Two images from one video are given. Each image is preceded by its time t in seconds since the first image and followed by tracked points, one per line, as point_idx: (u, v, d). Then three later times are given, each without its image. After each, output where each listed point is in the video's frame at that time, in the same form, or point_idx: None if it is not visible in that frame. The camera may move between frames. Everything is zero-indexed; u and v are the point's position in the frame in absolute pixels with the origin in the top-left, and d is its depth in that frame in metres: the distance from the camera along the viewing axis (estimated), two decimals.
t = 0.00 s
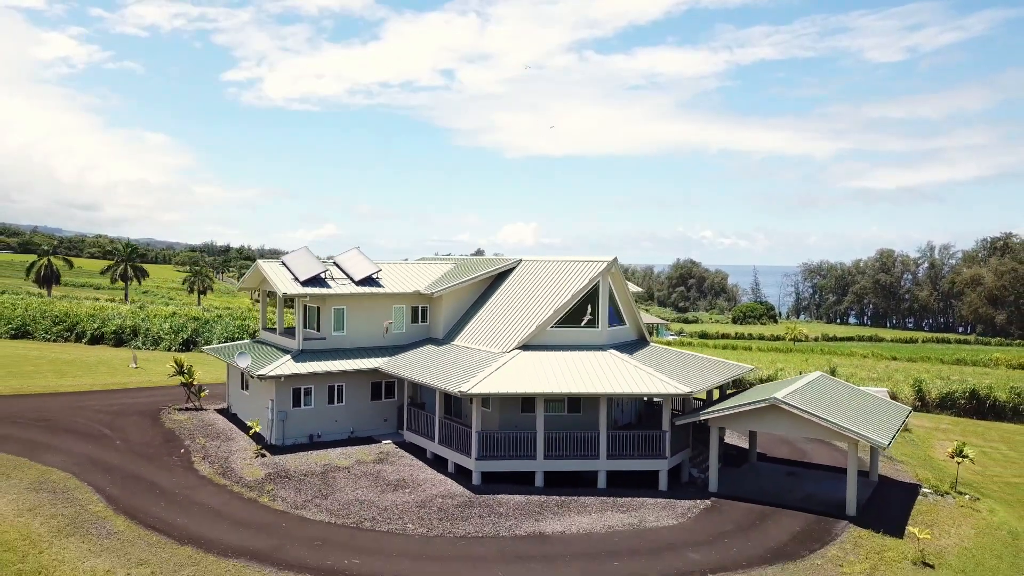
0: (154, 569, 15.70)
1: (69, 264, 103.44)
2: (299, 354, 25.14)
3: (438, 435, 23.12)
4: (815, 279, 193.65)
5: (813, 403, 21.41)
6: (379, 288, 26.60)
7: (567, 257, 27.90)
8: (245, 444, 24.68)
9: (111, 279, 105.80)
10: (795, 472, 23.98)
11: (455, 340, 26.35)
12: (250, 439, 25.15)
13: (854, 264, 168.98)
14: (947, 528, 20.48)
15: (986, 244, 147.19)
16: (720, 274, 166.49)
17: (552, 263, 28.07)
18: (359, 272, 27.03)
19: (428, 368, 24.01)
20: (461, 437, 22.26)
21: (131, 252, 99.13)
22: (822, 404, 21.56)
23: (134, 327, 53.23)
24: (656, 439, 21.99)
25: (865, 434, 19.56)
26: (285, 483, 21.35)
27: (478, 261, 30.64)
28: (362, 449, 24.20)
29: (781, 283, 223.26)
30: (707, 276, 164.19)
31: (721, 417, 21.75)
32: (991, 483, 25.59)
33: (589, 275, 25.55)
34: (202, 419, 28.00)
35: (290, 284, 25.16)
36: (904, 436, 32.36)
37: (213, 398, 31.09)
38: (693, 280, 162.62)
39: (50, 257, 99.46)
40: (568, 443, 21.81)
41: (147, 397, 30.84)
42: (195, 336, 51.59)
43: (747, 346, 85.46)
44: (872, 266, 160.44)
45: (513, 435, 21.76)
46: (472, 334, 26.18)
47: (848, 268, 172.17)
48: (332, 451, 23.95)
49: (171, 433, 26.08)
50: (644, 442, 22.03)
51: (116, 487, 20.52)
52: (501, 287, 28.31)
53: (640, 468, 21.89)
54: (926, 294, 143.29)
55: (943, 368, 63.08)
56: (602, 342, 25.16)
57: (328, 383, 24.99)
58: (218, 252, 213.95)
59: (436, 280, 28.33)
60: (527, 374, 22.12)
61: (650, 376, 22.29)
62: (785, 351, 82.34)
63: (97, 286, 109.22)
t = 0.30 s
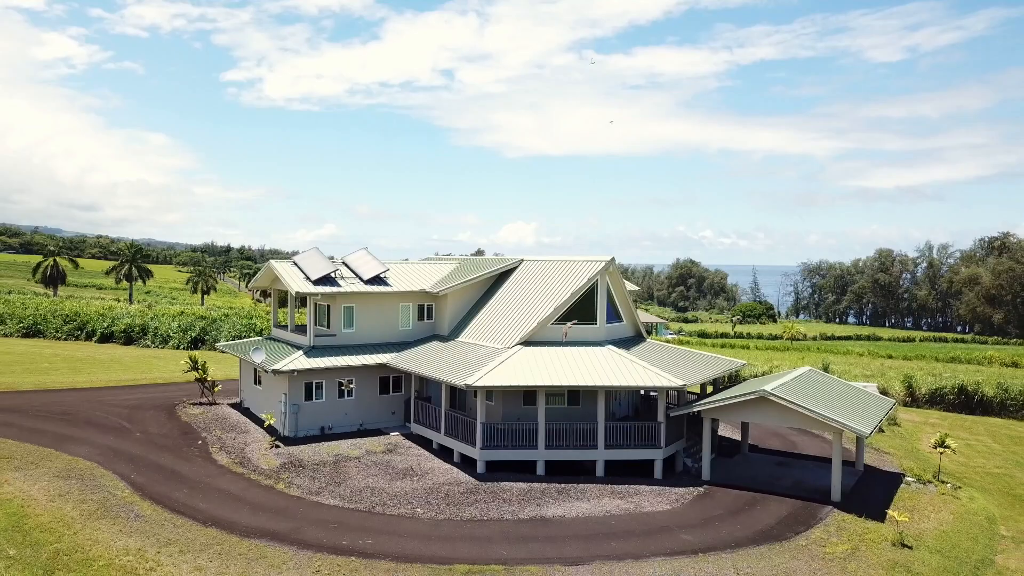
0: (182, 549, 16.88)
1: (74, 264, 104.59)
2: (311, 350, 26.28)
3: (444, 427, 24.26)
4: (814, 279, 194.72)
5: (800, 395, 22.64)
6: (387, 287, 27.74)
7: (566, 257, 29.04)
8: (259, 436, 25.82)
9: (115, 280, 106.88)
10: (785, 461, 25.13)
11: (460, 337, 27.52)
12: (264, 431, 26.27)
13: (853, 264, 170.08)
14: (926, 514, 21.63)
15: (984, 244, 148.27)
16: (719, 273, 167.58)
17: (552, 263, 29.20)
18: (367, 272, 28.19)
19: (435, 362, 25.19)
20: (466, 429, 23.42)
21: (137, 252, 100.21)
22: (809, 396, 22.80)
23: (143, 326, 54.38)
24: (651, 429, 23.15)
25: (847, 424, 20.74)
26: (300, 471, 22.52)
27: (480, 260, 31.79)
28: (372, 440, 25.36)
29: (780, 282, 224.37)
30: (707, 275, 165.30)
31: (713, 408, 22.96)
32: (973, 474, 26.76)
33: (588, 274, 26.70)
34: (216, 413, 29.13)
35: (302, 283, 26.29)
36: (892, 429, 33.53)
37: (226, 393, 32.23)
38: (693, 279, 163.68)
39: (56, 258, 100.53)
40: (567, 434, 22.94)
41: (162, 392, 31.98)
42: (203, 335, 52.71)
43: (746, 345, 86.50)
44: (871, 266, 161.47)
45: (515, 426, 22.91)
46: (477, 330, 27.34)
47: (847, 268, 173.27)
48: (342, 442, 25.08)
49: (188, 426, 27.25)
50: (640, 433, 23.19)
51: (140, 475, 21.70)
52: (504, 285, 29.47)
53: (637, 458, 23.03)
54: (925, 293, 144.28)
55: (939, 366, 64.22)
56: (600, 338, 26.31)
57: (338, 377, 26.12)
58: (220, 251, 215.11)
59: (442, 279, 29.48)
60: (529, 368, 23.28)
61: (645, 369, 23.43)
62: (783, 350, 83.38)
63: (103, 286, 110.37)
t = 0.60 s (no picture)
0: (207, 529, 18.11)
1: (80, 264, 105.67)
2: (322, 345, 27.46)
3: (449, 418, 25.46)
4: (813, 278, 195.75)
5: (788, 387, 23.89)
6: (394, 285, 28.96)
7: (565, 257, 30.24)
8: (272, 428, 27.00)
9: (120, 279, 107.96)
10: (775, 451, 26.35)
11: (464, 333, 28.74)
12: (276, 423, 27.46)
13: (852, 263, 171.19)
14: (908, 500, 22.80)
15: (982, 243, 149.38)
16: (719, 272, 168.63)
17: (552, 262, 30.41)
18: (375, 271, 29.41)
19: (440, 357, 26.40)
20: (471, 420, 24.61)
21: (141, 251, 101.27)
22: (796, 389, 24.05)
23: (152, 324, 55.54)
24: (647, 420, 24.35)
25: (832, 414, 21.94)
26: (313, 460, 23.73)
27: (483, 260, 33.00)
28: (380, 431, 26.56)
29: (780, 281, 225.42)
30: (707, 274, 166.35)
31: (705, 400, 24.20)
32: (955, 464, 28.00)
33: (586, 272, 27.92)
34: (230, 407, 30.33)
35: (313, 282, 27.50)
36: (881, 422, 34.71)
37: (237, 388, 33.44)
38: (693, 278, 164.79)
39: (62, 257, 101.67)
40: (567, 425, 24.15)
41: (176, 387, 33.20)
42: (211, 332, 53.89)
43: (745, 343, 87.63)
44: (870, 265, 162.58)
45: (518, 418, 24.10)
46: (480, 326, 28.54)
47: (846, 267, 174.36)
48: (352, 433, 26.28)
49: (203, 418, 28.45)
50: (637, 423, 24.38)
51: (162, 463, 22.92)
52: (506, 284, 30.69)
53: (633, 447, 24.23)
54: (923, 292, 145.34)
55: (933, 362, 65.37)
56: (598, 334, 27.53)
57: (348, 371, 27.31)
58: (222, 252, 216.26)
59: (446, 278, 30.70)
60: (530, 362, 24.48)
61: (641, 363, 24.63)
62: (781, 347, 84.51)
63: (108, 285, 111.48)
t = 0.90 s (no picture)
0: (229, 512, 19.33)
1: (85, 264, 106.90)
2: (332, 341, 28.67)
3: (455, 410, 26.67)
4: (812, 277, 196.87)
5: (777, 381, 25.13)
6: (400, 284, 30.17)
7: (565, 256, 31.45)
8: (285, 420, 28.22)
9: (125, 279, 109.17)
10: (766, 442, 27.58)
11: (468, 330, 29.96)
12: (288, 416, 28.66)
13: (851, 262, 172.36)
14: (891, 487, 23.98)
15: (979, 242, 150.55)
16: (718, 272, 169.78)
17: (553, 261, 31.62)
18: (383, 270, 30.64)
19: (446, 352, 27.62)
20: (475, 412, 25.83)
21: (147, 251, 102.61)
22: (785, 382, 25.29)
23: (161, 322, 56.78)
24: (643, 412, 25.57)
25: (819, 405, 23.19)
26: (326, 450, 24.95)
27: (485, 259, 34.21)
28: (388, 424, 27.77)
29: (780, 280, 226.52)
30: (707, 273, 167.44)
31: (698, 392, 25.43)
32: (939, 455, 29.24)
33: (585, 271, 29.14)
34: (243, 401, 31.55)
35: (324, 280, 28.73)
36: (871, 416, 35.93)
37: (249, 383, 34.68)
38: (692, 278, 165.89)
39: (68, 257, 102.87)
40: (567, 417, 25.37)
41: (190, 382, 34.44)
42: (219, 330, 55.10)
43: (743, 342, 88.78)
44: (868, 264, 163.75)
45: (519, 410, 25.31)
46: (483, 323, 29.76)
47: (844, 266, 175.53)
48: (361, 425, 27.49)
49: (218, 412, 29.69)
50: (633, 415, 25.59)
51: (182, 453, 24.15)
52: (508, 282, 31.91)
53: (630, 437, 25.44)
54: (922, 290, 146.44)
55: (928, 360, 66.55)
56: (596, 330, 28.76)
57: (357, 366, 28.52)
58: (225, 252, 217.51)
59: (450, 277, 31.92)
60: (532, 356, 25.69)
61: (638, 357, 25.85)
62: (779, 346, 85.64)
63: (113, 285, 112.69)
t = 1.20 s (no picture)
0: (249, 497, 20.57)
1: (90, 264, 108.07)
2: (342, 338, 29.88)
3: (459, 404, 27.92)
4: (811, 276, 197.99)
5: (767, 375, 26.40)
6: (407, 283, 31.40)
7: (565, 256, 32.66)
8: (297, 413, 29.46)
9: (130, 279, 110.28)
10: (758, 433, 28.80)
11: (472, 327, 31.20)
12: (299, 410, 29.88)
13: (849, 262, 173.50)
14: (874, 476, 25.19)
15: (977, 242, 151.73)
16: (718, 272, 170.98)
17: (553, 261, 32.86)
18: (390, 270, 31.88)
19: (451, 348, 28.86)
20: (479, 405, 27.07)
21: (151, 251, 103.79)
22: (774, 376, 26.56)
23: (170, 321, 58.03)
24: (640, 405, 26.82)
25: (806, 397, 24.45)
26: (337, 441, 26.20)
27: (488, 259, 35.43)
28: (396, 416, 29.00)
29: (779, 279, 227.58)
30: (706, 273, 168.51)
31: (692, 386, 26.68)
32: (924, 447, 30.49)
33: (584, 271, 30.39)
34: (255, 395, 32.79)
35: (334, 280, 29.95)
36: (861, 410, 37.15)
37: (260, 379, 35.92)
38: (692, 278, 166.97)
39: (74, 258, 104.06)
40: (566, 409, 26.64)
41: (203, 378, 35.69)
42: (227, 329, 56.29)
43: (742, 340, 89.90)
44: (867, 264, 164.89)
45: (521, 403, 26.55)
46: (486, 321, 30.98)
47: (843, 266, 176.71)
48: (370, 417, 28.71)
49: (232, 405, 30.94)
50: (629, 408, 26.82)
51: (201, 443, 25.38)
52: (510, 281, 33.15)
53: (626, 429, 26.68)
54: (920, 290, 147.54)
55: (923, 358, 67.70)
56: (595, 327, 30.01)
57: (366, 362, 29.73)
58: (226, 252, 218.41)
59: (455, 276, 33.15)
60: (533, 352, 26.92)
61: (634, 353, 27.08)
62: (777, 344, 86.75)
63: (118, 285, 113.84)
